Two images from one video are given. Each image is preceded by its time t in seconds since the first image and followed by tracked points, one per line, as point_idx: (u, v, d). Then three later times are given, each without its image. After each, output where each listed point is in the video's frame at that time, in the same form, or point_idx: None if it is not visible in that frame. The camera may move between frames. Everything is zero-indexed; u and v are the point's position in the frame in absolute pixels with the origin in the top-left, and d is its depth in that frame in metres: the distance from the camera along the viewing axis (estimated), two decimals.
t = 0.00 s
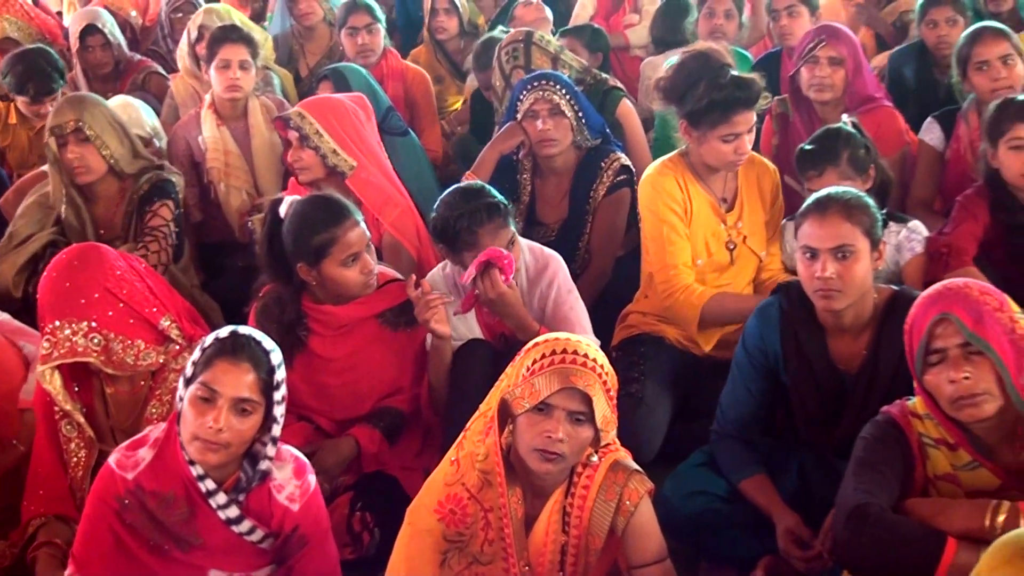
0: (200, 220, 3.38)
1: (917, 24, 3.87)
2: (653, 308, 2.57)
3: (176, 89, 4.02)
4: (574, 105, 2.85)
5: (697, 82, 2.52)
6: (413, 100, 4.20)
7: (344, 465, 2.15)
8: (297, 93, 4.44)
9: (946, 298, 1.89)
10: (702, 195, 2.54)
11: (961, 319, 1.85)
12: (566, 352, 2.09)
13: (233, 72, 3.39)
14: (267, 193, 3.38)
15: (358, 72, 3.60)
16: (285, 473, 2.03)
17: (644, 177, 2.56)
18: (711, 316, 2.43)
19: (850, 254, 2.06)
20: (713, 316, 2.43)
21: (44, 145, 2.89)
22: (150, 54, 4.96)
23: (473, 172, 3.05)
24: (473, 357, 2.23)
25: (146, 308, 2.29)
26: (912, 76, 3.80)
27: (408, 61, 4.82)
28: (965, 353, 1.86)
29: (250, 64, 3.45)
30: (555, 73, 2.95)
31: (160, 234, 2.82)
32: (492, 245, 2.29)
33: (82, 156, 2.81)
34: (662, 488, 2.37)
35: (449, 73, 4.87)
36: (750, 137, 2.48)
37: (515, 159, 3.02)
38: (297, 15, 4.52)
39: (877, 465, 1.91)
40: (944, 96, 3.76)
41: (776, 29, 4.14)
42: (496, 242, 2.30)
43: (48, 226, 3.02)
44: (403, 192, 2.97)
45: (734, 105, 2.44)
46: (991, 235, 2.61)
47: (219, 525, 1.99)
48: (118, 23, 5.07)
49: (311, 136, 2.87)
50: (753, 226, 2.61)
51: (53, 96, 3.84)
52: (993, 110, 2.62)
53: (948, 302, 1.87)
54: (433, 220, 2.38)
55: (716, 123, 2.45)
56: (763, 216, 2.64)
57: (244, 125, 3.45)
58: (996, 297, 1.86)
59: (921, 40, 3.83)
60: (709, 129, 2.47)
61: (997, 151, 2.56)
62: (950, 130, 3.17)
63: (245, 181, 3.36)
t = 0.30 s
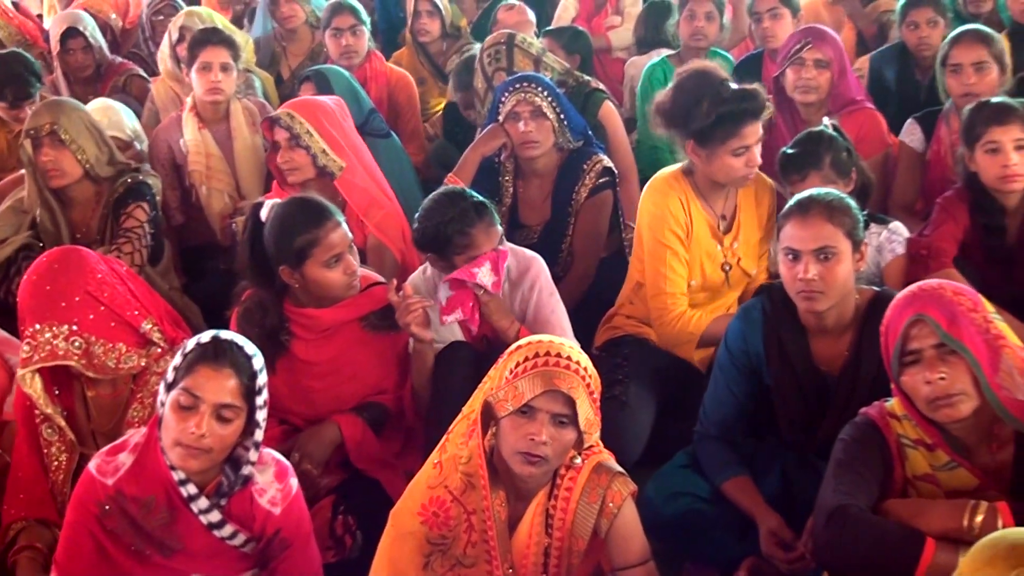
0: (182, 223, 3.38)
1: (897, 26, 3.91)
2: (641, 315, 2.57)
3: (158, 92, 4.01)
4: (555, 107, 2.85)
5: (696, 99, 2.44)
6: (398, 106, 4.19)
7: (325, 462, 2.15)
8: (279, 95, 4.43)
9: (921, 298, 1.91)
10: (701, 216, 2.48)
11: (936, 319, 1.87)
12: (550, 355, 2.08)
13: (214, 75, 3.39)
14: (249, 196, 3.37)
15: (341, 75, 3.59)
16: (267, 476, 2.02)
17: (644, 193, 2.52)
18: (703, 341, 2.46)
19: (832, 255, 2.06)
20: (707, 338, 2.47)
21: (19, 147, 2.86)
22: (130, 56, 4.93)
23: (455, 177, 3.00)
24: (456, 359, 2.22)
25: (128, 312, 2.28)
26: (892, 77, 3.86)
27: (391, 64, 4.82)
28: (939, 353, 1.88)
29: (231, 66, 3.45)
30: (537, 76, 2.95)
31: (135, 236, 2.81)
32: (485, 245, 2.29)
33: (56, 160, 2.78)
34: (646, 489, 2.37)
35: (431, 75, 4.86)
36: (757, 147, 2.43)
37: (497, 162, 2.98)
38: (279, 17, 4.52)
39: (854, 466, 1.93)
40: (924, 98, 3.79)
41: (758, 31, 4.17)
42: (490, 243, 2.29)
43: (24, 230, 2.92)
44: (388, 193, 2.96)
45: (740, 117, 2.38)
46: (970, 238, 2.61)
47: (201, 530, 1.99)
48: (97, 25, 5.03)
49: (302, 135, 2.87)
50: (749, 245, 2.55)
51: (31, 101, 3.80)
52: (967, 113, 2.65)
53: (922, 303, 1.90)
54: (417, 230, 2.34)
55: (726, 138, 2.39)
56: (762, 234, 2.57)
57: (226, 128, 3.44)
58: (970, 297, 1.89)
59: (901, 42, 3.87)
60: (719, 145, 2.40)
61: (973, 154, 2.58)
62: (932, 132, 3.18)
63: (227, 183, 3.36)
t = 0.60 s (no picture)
0: (161, 226, 3.38)
1: (876, 27, 3.95)
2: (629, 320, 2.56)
3: (137, 94, 4.00)
4: (535, 109, 2.86)
5: (714, 129, 2.38)
6: (379, 107, 4.21)
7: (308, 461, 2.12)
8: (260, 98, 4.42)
9: (895, 300, 1.93)
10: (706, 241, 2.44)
11: (910, 320, 1.89)
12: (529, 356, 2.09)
13: (193, 78, 3.38)
14: (228, 199, 3.36)
15: (320, 78, 3.52)
16: (247, 480, 2.02)
17: (651, 208, 2.50)
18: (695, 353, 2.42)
19: (812, 255, 2.07)
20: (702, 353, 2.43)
21: None
22: (109, 59, 4.89)
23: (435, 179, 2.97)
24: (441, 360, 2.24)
25: (106, 315, 2.28)
26: (872, 78, 3.90)
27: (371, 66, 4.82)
28: (915, 354, 1.90)
29: (210, 69, 3.44)
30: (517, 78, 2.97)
31: (117, 240, 2.81)
32: (473, 244, 2.29)
33: (32, 163, 2.78)
34: (627, 490, 2.37)
35: (412, 76, 4.87)
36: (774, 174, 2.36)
37: (478, 164, 2.98)
38: (258, 19, 4.54)
39: (833, 467, 1.94)
40: (901, 100, 3.84)
41: (738, 32, 4.18)
42: (477, 242, 2.30)
43: None
44: (368, 196, 2.96)
45: (760, 144, 2.31)
46: (947, 240, 2.61)
47: (182, 533, 1.99)
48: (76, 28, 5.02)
49: (282, 138, 2.87)
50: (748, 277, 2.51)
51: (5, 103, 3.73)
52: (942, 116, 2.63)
53: (896, 304, 1.91)
54: (399, 236, 2.36)
55: (746, 166, 2.31)
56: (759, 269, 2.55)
57: (205, 131, 3.44)
58: (945, 297, 1.90)
59: (880, 44, 3.91)
60: (739, 173, 2.32)
61: (948, 156, 2.57)
62: (909, 133, 3.22)
63: (206, 186, 3.35)
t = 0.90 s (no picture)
0: (134, 228, 3.37)
1: (850, 28, 3.98)
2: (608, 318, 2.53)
3: (110, 97, 3.99)
4: (510, 110, 2.87)
5: (704, 143, 2.37)
6: (356, 108, 4.17)
7: (284, 462, 2.16)
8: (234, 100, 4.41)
9: (870, 300, 1.93)
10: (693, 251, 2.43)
11: (886, 321, 1.90)
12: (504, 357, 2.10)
13: (166, 80, 3.37)
14: (203, 201, 3.37)
15: (296, 79, 3.51)
16: (224, 483, 2.01)
17: (635, 217, 2.47)
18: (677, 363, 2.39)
19: (785, 254, 2.07)
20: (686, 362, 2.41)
21: None
22: (82, 61, 4.86)
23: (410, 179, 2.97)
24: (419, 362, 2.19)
25: (79, 318, 2.28)
26: (845, 79, 3.91)
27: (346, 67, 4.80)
28: (890, 354, 1.90)
29: (183, 72, 3.43)
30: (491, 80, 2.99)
31: (95, 243, 2.83)
32: (456, 241, 2.30)
33: (4, 166, 2.76)
34: (603, 491, 2.37)
35: (387, 80, 4.86)
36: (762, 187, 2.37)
37: (452, 166, 2.97)
38: (232, 21, 4.52)
39: (809, 467, 1.94)
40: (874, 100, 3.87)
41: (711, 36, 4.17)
42: (459, 238, 2.30)
43: None
44: (342, 199, 2.97)
45: (751, 159, 2.31)
46: (919, 239, 2.61)
47: (157, 537, 1.98)
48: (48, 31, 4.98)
49: (256, 140, 2.85)
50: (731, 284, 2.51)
51: None
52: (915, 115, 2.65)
53: (872, 304, 1.92)
54: (377, 234, 2.36)
55: (737, 180, 2.31)
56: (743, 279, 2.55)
57: (179, 133, 3.44)
58: (919, 298, 1.91)
59: (853, 44, 3.93)
60: (730, 187, 2.32)
61: (921, 156, 2.58)
62: (879, 135, 3.27)
63: (181, 189, 3.35)
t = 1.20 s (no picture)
0: (99, 232, 3.34)
1: (818, 28, 4.01)
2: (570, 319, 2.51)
3: (74, 98, 3.96)
4: (476, 111, 2.82)
5: (665, 123, 2.26)
6: (321, 110, 4.19)
7: (251, 468, 2.14)
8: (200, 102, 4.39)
9: (846, 299, 1.92)
10: (636, 233, 2.40)
11: (861, 320, 1.90)
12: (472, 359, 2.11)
13: (131, 83, 3.34)
14: (169, 204, 3.38)
15: (263, 81, 3.48)
16: (188, 486, 2.01)
17: (579, 202, 2.45)
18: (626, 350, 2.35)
19: (752, 255, 2.07)
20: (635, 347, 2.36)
21: None
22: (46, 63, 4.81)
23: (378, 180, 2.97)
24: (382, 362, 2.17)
25: (43, 322, 2.26)
26: (812, 79, 3.94)
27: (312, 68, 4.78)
28: (864, 354, 1.91)
29: (148, 74, 3.40)
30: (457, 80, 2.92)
31: (64, 248, 2.83)
32: (437, 237, 2.26)
33: None
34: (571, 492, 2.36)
35: (355, 82, 4.80)
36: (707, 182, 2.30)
37: (419, 167, 2.96)
38: (199, 23, 4.53)
39: (779, 465, 1.94)
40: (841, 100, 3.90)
41: (677, 38, 4.22)
42: (441, 234, 2.26)
43: None
44: (311, 201, 2.97)
45: (704, 152, 2.23)
46: (885, 239, 2.62)
47: (121, 541, 1.97)
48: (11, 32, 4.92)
49: (226, 142, 2.83)
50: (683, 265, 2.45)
51: None
52: (881, 115, 2.65)
53: (848, 304, 1.91)
54: (357, 232, 2.31)
55: (683, 169, 2.24)
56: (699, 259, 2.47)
57: (145, 136, 3.43)
58: (893, 298, 1.91)
59: (821, 44, 3.97)
60: (675, 173, 2.25)
61: (887, 154, 2.58)
62: (847, 134, 3.25)
63: (146, 192, 3.35)
